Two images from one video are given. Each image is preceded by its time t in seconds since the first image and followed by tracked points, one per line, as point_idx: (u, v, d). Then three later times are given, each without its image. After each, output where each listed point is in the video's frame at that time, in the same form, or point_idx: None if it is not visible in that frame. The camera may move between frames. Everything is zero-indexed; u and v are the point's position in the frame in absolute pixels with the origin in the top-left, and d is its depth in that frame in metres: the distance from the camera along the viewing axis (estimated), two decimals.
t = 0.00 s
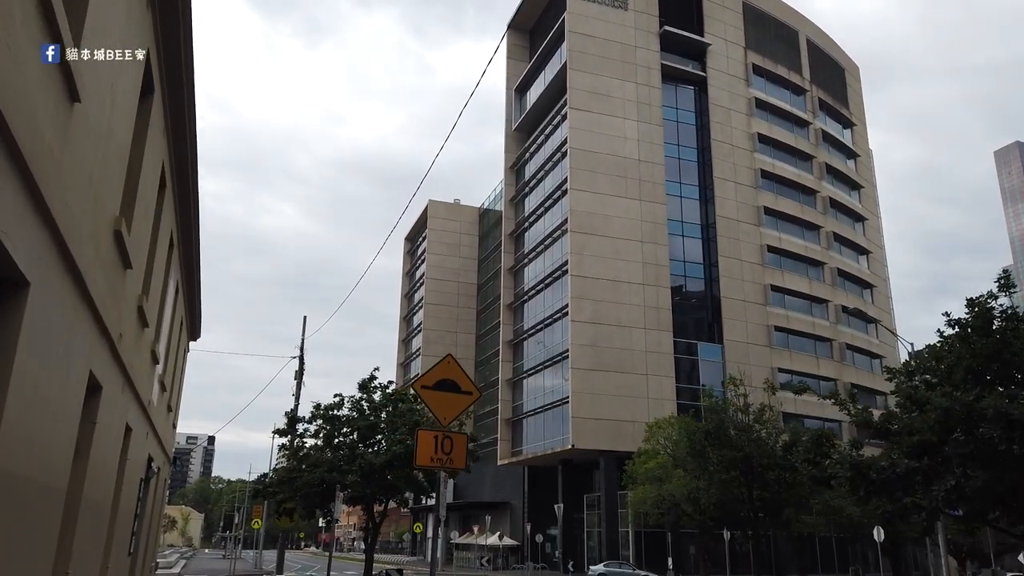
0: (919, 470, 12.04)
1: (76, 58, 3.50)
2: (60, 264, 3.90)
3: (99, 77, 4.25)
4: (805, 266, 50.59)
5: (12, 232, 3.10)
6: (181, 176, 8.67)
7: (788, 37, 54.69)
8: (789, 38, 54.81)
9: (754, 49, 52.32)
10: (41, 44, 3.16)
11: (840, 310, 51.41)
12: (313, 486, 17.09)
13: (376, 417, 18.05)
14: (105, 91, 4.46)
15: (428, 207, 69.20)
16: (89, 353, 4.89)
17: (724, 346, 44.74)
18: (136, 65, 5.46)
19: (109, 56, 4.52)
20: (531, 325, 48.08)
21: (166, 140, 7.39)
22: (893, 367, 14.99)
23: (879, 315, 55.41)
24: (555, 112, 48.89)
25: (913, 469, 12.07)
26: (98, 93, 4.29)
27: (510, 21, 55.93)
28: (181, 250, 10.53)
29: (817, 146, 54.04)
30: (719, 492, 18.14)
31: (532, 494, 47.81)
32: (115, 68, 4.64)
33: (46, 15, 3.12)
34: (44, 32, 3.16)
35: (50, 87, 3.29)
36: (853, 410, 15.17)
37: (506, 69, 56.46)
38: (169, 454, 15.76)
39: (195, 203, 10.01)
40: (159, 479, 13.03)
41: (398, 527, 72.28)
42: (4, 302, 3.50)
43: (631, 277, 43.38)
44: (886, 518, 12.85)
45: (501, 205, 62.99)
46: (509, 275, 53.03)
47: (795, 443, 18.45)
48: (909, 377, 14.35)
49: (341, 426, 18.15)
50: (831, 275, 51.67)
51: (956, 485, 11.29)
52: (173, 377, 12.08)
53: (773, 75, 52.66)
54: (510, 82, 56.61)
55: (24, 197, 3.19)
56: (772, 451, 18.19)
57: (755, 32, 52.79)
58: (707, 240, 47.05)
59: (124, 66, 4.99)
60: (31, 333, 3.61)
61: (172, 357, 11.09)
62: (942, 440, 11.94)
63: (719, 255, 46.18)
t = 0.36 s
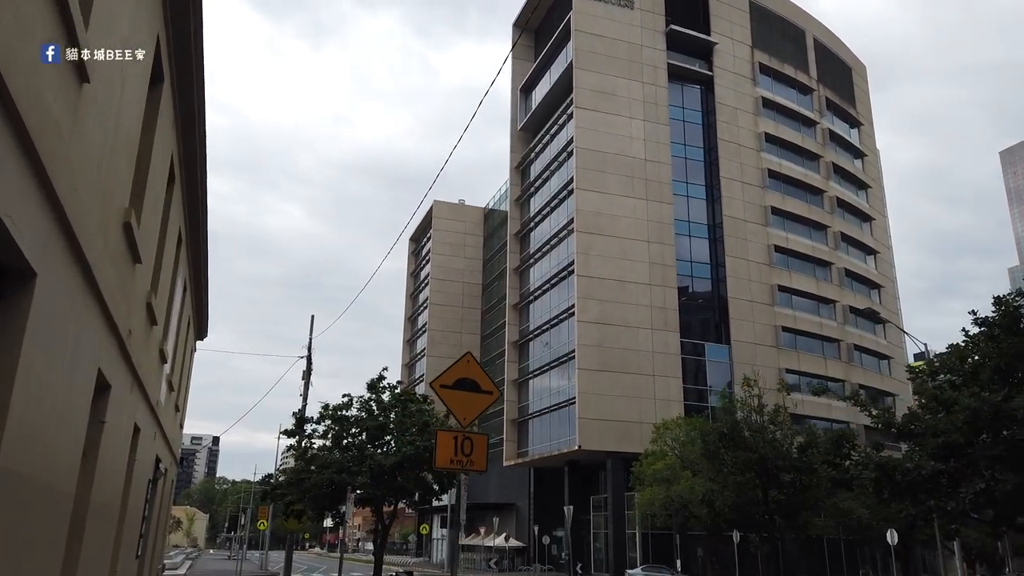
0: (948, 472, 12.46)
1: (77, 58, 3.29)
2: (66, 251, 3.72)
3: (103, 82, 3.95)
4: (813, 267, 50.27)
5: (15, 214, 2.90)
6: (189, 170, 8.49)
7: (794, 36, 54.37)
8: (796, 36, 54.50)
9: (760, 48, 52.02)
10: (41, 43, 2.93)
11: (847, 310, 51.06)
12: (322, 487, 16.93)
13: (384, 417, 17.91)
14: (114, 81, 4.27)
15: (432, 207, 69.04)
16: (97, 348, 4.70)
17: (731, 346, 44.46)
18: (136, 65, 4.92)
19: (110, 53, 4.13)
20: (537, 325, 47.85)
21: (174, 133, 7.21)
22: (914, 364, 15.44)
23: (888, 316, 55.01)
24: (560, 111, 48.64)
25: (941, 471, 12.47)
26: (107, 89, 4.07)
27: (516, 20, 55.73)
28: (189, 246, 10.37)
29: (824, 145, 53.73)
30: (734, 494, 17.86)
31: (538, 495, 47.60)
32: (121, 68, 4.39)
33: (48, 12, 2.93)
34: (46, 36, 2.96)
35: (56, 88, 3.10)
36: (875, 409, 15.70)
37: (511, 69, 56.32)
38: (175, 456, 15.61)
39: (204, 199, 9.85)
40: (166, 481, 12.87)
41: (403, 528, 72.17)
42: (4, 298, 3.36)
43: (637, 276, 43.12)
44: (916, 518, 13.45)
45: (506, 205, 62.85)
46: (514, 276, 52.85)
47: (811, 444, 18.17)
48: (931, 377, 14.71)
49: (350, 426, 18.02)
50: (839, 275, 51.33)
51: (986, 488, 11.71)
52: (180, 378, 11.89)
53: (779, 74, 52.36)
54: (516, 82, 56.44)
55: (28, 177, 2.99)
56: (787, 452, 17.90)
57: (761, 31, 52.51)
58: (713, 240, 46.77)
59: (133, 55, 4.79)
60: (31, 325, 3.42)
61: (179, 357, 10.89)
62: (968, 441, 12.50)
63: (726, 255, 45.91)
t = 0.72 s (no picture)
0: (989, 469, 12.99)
1: (78, 58, 3.09)
2: (89, 232, 3.67)
3: (111, 90, 3.58)
4: (834, 265, 49.64)
5: (31, 187, 2.83)
6: (211, 162, 8.42)
7: (813, 33, 53.80)
8: (815, 33, 53.90)
9: (779, 45, 51.48)
10: (39, 43, 2.71)
11: (869, 309, 50.39)
12: (343, 487, 16.86)
13: (405, 417, 17.84)
14: (137, 63, 4.19)
15: (448, 208, 69.00)
16: (122, 338, 4.59)
17: (751, 346, 43.98)
18: (152, 55, 4.57)
19: (110, 58, 3.54)
20: (554, 325, 47.62)
21: (196, 122, 7.13)
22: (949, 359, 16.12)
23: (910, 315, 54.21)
24: (577, 111, 48.41)
25: (982, 469, 13.00)
26: (127, 83, 3.92)
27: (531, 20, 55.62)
28: (211, 242, 10.31)
29: (845, 142, 53.08)
30: (761, 495, 17.64)
31: (556, 497, 47.35)
32: (132, 65, 4.02)
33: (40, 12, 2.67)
34: (43, 35, 2.72)
35: (57, 92, 2.87)
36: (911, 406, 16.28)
37: (527, 68, 56.16)
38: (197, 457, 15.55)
39: (227, 193, 9.80)
40: (188, 479, 12.81)
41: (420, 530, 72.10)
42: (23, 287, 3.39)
43: (656, 276, 42.78)
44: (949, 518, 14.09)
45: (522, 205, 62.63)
46: (531, 276, 52.65)
47: (842, 444, 17.80)
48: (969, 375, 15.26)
49: (371, 426, 17.96)
50: (861, 274, 50.68)
51: None
52: (203, 376, 11.81)
53: (798, 71, 51.79)
54: (532, 82, 56.28)
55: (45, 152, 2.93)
56: (816, 451, 17.62)
57: (780, 27, 51.98)
58: (733, 239, 46.31)
59: (157, 43, 4.67)
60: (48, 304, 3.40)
61: (201, 354, 10.81)
62: (1010, 439, 13.11)
63: (746, 254, 45.44)
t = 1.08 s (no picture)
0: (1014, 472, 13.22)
1: (78, 60, 2.82)
2: (105, 222, 3.57)
3: (113, 87, 3.24)
4: (839, 266, 49.41)
5: (48, 172, 2.75)
6: (219, 154, 8.30)
7: (817, 32, 53.62)
8: (819, 32, 53.73)
9: (783, 44, 51.31)
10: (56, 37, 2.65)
11: (874, 310, 50.20)
12: (351, 489, 16.72)
13: (413, 418, 17.78)
14: (152, 51, 4.05)
15: (451, 209, 68.88)
16: (134, 333, 4.46)
17: (756, 347, 43.79)
18: (166, 43, 4.44)
19: (111, 53, 3.20)
20: (558, 326, 47.45)
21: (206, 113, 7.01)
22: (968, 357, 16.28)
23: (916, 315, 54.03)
24: (581, 111, 48.23)
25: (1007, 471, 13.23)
26: (141, 75, 3.78)
27: (535, 21, 55.49)
28: (217, 238, 10.16)
29: (849, 142, 52.91)
30: (774, 496, 17.53)
31: (560, 499, 47.12)
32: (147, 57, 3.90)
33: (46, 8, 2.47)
34: (45, 30, 2.54)
35: (55, 98, 2.72)
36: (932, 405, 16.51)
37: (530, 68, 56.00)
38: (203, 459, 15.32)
39: (233, 189, 9.69)
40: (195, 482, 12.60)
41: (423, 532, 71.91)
42: (33, 279, 3.29)
43: (660, 276, 42.58)
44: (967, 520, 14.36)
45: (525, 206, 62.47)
46: (535, 277, 52.48)
47: (856, 446, 17.65)
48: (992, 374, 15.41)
49: (379, 427, 17.86)
50: (866, 274, 50.50)
51: None
52: (210, 377, 11.61)
53: (803, 70, 51.60)
54: (535, 82, 56.12)
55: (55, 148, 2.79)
56: (829, 452, 17.50)
57: (784, 27, 51.80)
58: (737, 239, 46.10)
59: (171, 30, 4.53)
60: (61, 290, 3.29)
61: (208, 353, 10.63)
62: None
63: (751, 254, 45.25)
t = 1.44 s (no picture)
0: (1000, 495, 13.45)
1: (78, 58, 3.25)
2: (81, 211, 3.70)
3: (107, 90, 3.65)
4: (810, 289, 50.00)
5: (28, 151, 2.95)
6: (200, 158, 8.26)
7: (790, 60, 54.69)
8: (792, 60, 54.84)
9: (757, 70, 52.24)
10: (43, 45, 2.96)
11: (844, 333, 50.81)
12: (325, 511, 16.38)
13: (390, 438, 17.64)
14: (141, 46, 4.15)
15: (426, 227, 68.51)
16: (100, 338, 4.34)
17: (729, 368, 44.02)
18: (159, 42, 4.50)
19: (110, 54, 3.63)
20: (533, 346, 47.28)
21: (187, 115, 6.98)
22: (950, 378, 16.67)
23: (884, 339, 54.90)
24: (558, 131, 48.42)
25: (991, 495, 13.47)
26: (128, 76, 3.93)
27: (513, 41, 55.82)
28: (195, 247, 9.99)
29: (821, 167, 53.86)
30: (755, 519, 17.47)
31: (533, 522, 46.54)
32: (135, 59, 4.04)
33: (47, 13, 2.86)
34: (45, 33, 2.93)
35: (44, 92, 3.04)
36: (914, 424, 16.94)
37: (508, 88, 56.20)
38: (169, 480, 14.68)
39: (212, 199, 9.57)
40: (162, 501, 12.16)
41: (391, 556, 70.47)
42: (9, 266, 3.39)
43: (635, 296, 42.72)
44: (952, 545, 14.74)
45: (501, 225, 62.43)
46: (510, 296, 52.33)
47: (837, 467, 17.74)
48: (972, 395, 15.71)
49: (354, 447, 17.62)
50: (836, 298, 51.23)
51: None
52: (181, 391, 11.28)
53: (775, 96, 52.52)
54: (512, 102, 56.30)
55: (37, 131, 3.05)
56: (810, 474, 17.54)
57: (757, 54, 52.77)
58: (711, 261, 46.46)
59: (161, 33, 4.57)
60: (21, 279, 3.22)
61: (181, 369, 10.34)
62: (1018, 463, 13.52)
63: (724, 276, 45.63)
